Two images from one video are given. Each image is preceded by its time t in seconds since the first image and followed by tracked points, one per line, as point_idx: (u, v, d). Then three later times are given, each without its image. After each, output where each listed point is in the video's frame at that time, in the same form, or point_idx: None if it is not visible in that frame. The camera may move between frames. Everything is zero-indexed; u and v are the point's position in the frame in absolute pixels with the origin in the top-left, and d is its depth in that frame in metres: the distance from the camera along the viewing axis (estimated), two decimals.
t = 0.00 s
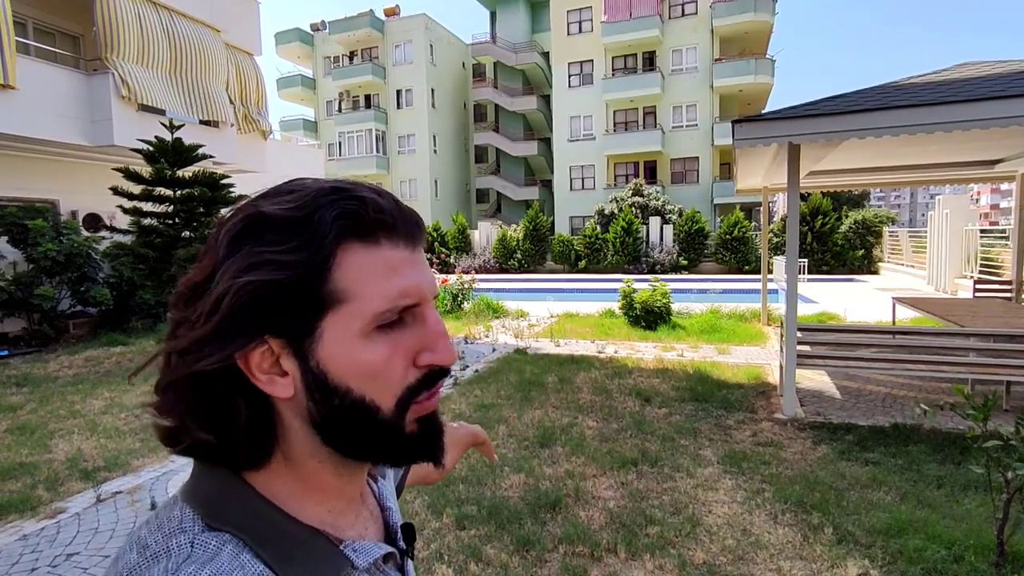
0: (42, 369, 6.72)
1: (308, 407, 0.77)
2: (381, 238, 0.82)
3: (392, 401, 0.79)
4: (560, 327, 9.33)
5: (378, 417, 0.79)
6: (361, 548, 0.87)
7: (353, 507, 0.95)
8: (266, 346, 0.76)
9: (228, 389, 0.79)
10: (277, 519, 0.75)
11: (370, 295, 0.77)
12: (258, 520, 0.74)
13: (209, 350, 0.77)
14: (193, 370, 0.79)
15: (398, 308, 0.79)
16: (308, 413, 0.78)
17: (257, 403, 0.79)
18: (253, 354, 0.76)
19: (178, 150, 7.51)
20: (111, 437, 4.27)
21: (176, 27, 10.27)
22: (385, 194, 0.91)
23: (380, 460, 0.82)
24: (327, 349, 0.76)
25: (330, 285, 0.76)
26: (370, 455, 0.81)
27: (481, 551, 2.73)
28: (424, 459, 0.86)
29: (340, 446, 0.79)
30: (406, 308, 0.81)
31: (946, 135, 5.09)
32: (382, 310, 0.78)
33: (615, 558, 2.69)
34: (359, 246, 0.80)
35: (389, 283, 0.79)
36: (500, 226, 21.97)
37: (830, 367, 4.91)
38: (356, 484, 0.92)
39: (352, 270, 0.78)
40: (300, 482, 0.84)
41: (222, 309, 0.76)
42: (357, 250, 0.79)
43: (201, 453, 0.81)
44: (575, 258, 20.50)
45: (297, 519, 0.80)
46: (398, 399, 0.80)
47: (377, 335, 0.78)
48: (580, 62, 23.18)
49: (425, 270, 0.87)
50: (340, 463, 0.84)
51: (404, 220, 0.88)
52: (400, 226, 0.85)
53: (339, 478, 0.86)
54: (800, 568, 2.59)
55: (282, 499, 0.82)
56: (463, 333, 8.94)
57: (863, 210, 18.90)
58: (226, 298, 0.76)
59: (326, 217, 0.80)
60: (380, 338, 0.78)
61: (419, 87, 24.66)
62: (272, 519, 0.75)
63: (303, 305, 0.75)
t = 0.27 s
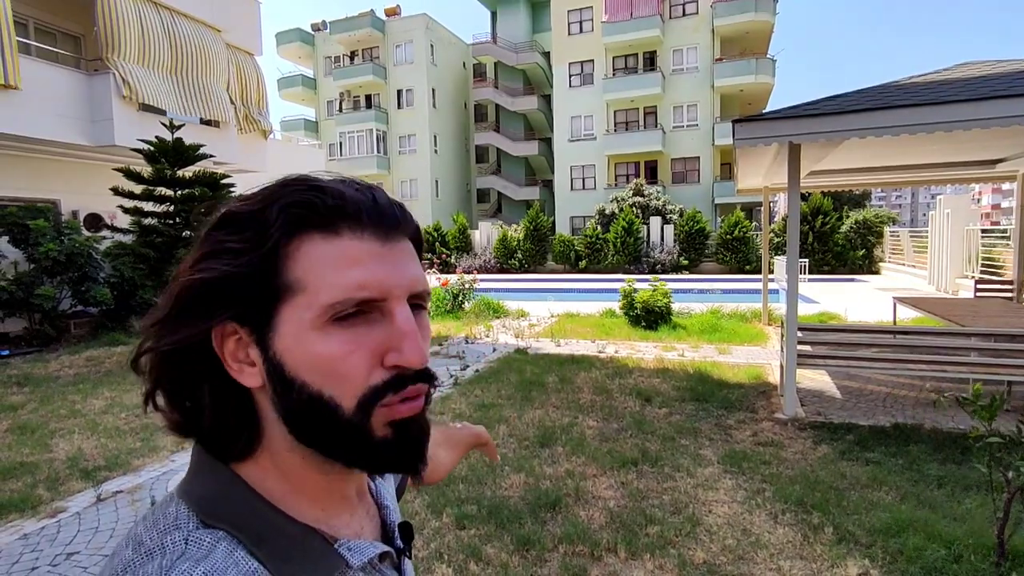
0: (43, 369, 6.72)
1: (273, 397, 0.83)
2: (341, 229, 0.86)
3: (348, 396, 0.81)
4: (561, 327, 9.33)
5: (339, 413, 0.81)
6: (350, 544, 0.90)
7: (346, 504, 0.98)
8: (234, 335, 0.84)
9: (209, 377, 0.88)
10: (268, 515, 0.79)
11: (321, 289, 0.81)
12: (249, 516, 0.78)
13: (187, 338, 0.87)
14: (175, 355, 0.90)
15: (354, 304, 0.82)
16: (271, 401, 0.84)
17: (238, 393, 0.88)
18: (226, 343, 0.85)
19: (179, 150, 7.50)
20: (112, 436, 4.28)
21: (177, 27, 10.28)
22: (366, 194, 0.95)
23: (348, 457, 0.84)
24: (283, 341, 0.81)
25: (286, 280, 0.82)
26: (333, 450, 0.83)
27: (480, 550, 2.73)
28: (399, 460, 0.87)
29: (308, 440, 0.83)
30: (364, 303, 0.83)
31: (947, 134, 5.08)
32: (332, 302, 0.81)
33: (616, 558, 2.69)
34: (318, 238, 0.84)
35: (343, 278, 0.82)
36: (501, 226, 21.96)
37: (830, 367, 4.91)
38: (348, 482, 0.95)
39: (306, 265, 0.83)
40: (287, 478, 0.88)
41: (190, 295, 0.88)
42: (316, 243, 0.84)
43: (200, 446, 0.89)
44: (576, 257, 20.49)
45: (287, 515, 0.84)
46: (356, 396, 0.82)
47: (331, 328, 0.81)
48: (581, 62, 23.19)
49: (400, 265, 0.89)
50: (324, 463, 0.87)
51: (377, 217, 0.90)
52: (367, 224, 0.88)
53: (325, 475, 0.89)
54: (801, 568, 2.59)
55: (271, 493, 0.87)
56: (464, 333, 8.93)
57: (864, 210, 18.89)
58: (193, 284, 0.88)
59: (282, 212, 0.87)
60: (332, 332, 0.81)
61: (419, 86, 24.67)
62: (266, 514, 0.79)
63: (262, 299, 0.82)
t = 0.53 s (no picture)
0: (44, 368, 6.73)
1: (260, 392, 0.85)
2: (318, 224, 0.86)
3: (328, 391, 0.81)
4: (561, 327, 9.32)
5: (322, 409, 0.82)
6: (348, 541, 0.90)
7: (347, 502, 0.99)
8: (225, 332, 0.86)
9: (205, 373, 0.91)
10: (267, 510, 0.79)
11: (299, 282, 0.82)
12: (248, 512, 0.78)
13: (181, 336, 0.90)
14: (171, 351, 0.92)
15: (331, 297, 0.82)
16: (258, 396, 0.86)
17: (233, 390, 0.89)
18: (219, 340, 0.87)
19: (180, 150, 7.51)
20: (113, 435, 4.29)
21: (178, 28, 10.29)
22: (352, 189, 0.95)
23: (333, 454, 0.84)
24: (266, 337, 0.83)
25: (267, 276, 0.84)
26: (318, 446, 0.83)
27: (481, 549, 2.73)
28: (387, 458, 0.85)
29: (297, 436, 0.83)
30: (341, 297, 0.83)
31: (948, 134, 5.08)
32: (308, 296, 0.82)
33: (616, 557, 2.69)
34: (295, 233, 0.85)
35: (319, 272, 0.83)
36: (501, 226, 21.97)
37: (831, 367, 4.91)
38: (346, 481, 0.95)
39: (285, 259, 0.84)
40: (284, 475, 0.88)
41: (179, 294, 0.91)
42: (293, 239, 0.85)
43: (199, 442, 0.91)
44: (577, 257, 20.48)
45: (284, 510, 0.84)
46: (336, 390, 0.81)
47: (308, 323, 0.82)
48: (582, 62, 23.19)
49: (380, 258, 0.88)
50: (316, 460, 0.87)
51: (359, 211, 0.91)
52: (346, 217, 0.88)
53: (320, 474, 0.89)
54: (801, 567, 2.59)
55: (268, 489, 0.87)
56: (464, 333, 8.93)
57: (865, 210, 18.88)
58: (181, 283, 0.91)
59: (261, 209, 0.89)
60: (310, 326, 0.81)
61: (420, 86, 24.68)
62: (264, 509, 0.79)
63: (246, 295, 0.84)
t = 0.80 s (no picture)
0: (46, 368, 6.74)
1: (263, 384, 0.85)
2: (313, 214, 0.87)
3: (326, 378, 0.81)
4: (562, 326, 9.32)
5: (322, 398, 0.82)
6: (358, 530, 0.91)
7: (357, 494, 0.99)
8: (230, 326, 0.87)
9: (213, 368, 0.92)
10: (278, 503, 0.80)
11: (295, 272, 0.82)
12: (260, 506, 0.79)
13: (188, 331, 0.91)
14: (179, 347, 0.93)
15: (327, 285, 0.83)
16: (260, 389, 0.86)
17: (241, 383, 0.90)
18: (225, 335, 0.88)
19: (181, 150, 7.51)
20: (115, 435, 4.29)
21: (180, 27, 10.30)
22: (346, 180, 0.95)
23: (336, 444, 0.84)
24: (266, 329, 0.83)
25: (265, 268, 0.84)
26: (321, 437, 0.83)
27: (483, 548, 2.73)
28: (391, 447, 0.86)
29: (302, 427, 0.83)
30: (337, 284, 0.83)
31: (950, 133, 5.08)
32: (305, 285, 0.82)
33: (618, 556, 2.69)
34: (290, 224, 0.86)
35: (312, 261, 0.83)
36: (502, 226, 21.97)
37: (832, 367, 4.92)
38: (354, 472, 0.95)
39: (281, 250, 0.84)
40: (295, 469, 0.89)
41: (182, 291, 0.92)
42: (288, 229, 0.85)
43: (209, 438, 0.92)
44: (578, 257, 20.47)
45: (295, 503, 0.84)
46: (335, 377, 0.82)
47: (305, 311, 0.82)
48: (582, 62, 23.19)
49: (376, 245, 0.88)
50: (322, 452, 0.88)
51: (352, 200, 0.91)
52: (339, 207, 0.88)
53: (326, 464, 0.89)
54: (803, 566, 2.59)
55: (281, 482, 0.88)
56: (465, 332, 8.93)
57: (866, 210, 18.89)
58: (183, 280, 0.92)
59: (256, 202, 0.89)
60: (306, 315, 0.82)
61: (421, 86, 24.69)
62: (277, 500, 0.80)
63: (247, 287, 0.85)
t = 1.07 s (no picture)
0: (47, 367, 6.75)
1: (263, 381, 0.85)
2: (314, 210, 0.87)
3: (325, 374, 0.82)
4: (563, 326, 9.32)
5: (321, 395, 0.82)
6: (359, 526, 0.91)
7: (358, 490, 0.99)
8: (231, 321, 0.87)
9: (214, 363, 0.92)
10: (280, 497, 0.80)
11: (296, 269, 0.83)
12: (261, 501, 0.79)
13: (189, 326, 0.91)
14: (179, 344, 0.93)
15: (327, 281, 0.83)
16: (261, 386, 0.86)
17: (243, 378, 0.91)
18: (225, 330, 0.88)
19: (183, 150, 7.52)
20: (116, 434, 4.29)
21: (181, 27, 10.31)
22: (347, 176, 0.96)
23: (335, 440, 0.84)
24: (266, 325, 0.83)
25: (267, 264, 0.84)
26: (321, 434, 0.84)
27: (484, 547, 2.73)
28: (389, 444, 0.86)
29: (302, 423, 0.84)
30: (337, 281, 0.83)
31: (951, 133, 5.07)
32: (305, 281, 0.82)
33: (619, 555, 2.69)
34: (292, 221, 0.86)
35: (312, 258, 0.83)
36: (503, 226, 21.97)
37: (833, 366, 4.92)
38: (354, 469, 0.96)
39: (282, 247, 0.84)
40: (297, 465, 0.89)
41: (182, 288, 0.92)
42: (289, 225, 0.85)
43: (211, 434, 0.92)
44: (578, 257, 20.46)
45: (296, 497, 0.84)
46: (334, 373, 0.82)
47: (305, 309, 0.82)
48: (583, 62, 23.19)
49: (377, 241, 0.89)
50: (324, 449, 0.88)
51: (354, 196, 0.91)
52: (341, 203, 0.88)
53: (327, 460, 0.90)
54: (804, 566, 2.59)
55: (282, 478, 0.88)
56: (466, 332, 8.93)
57: (867, 210, 18.88)
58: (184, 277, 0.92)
59: (255, 199, 0.89)
60: (306, 312, 0.82)
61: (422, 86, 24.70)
62: (277, 495, 0.80)
63: (247, 283, 0.85)
